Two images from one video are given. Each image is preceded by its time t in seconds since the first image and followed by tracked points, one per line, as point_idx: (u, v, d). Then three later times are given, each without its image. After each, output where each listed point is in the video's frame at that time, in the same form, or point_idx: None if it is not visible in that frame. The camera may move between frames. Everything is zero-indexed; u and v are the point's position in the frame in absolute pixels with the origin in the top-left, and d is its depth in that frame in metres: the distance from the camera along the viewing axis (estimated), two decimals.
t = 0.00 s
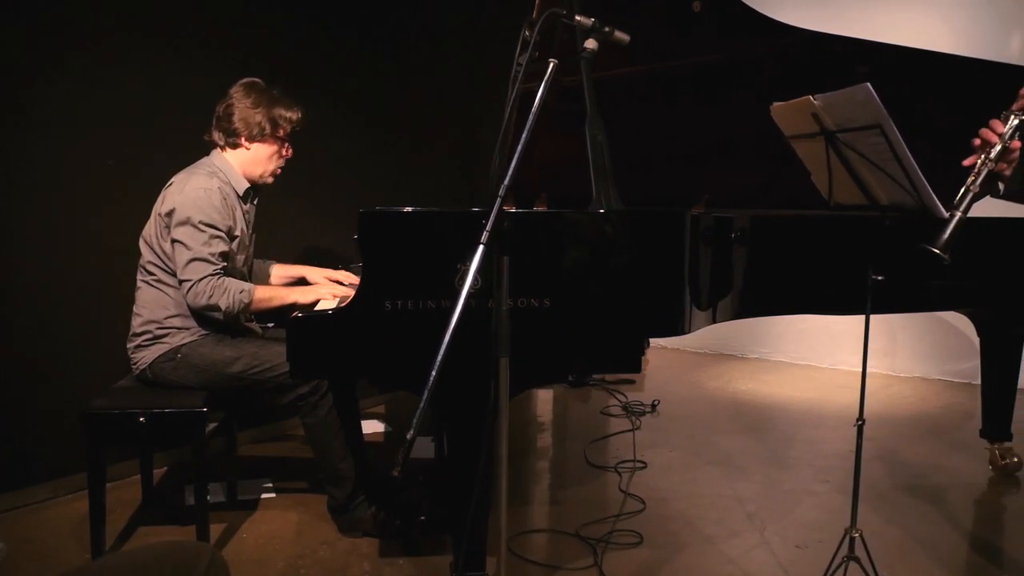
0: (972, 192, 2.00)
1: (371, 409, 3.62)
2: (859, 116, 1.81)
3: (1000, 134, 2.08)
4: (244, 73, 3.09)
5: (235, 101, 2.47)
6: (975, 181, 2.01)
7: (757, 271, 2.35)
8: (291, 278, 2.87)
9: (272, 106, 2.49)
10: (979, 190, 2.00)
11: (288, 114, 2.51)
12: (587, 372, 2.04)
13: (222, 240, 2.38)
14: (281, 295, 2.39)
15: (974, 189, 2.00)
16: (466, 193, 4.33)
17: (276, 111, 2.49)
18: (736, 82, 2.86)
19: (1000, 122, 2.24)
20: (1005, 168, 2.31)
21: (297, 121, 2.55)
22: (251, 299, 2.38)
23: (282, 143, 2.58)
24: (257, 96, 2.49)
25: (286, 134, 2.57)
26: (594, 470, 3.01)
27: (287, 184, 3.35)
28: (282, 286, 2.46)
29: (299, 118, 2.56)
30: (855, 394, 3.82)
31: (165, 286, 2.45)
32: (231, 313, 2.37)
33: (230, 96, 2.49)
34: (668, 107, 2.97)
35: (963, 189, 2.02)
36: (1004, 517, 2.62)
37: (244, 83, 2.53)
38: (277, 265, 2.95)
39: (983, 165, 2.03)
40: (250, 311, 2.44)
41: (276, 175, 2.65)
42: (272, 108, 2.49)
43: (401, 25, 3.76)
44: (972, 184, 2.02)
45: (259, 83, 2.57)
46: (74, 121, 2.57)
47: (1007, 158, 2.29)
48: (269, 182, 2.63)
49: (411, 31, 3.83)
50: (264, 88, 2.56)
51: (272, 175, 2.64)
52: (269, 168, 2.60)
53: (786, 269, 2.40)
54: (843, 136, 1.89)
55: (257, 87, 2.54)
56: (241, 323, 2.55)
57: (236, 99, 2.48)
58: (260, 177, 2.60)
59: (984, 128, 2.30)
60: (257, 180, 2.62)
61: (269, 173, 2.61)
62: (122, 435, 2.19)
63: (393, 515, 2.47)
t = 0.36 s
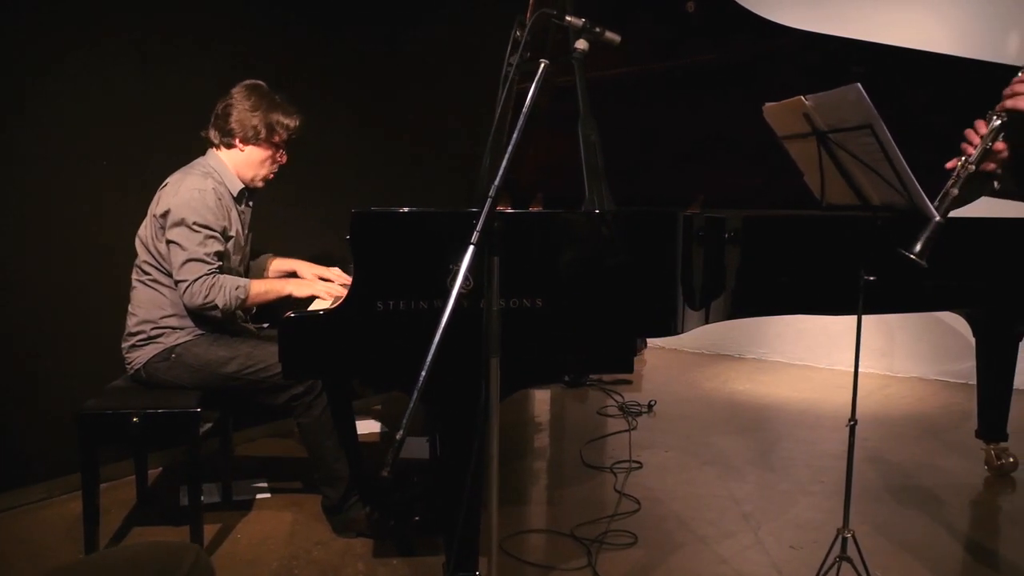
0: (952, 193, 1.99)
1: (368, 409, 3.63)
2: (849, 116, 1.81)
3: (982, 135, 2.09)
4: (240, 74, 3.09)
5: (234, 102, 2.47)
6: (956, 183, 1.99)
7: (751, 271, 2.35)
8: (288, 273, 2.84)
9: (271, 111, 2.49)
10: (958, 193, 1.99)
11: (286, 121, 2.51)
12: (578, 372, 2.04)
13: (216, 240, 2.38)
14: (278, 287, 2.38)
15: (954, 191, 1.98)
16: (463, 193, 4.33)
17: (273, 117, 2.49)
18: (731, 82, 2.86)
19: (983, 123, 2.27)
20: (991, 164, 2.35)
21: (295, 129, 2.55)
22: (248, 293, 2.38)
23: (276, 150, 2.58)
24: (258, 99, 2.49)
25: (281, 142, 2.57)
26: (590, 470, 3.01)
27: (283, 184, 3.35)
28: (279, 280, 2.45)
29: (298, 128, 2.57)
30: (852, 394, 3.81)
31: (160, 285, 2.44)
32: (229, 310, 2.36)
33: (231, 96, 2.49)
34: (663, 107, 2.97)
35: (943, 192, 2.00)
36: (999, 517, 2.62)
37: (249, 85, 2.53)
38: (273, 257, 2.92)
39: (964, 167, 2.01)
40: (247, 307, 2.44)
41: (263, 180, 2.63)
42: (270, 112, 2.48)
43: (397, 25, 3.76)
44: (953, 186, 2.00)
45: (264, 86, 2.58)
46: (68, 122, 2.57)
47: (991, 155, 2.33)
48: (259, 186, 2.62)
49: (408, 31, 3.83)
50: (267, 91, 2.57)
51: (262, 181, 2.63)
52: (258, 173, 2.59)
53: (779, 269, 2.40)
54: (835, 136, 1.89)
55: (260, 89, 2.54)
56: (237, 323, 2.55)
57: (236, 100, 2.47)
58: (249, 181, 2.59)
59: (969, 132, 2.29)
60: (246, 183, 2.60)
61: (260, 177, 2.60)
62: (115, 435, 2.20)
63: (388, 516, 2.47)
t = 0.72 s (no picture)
0: (935, 201, 2.05)
1: (363, 409, 3.63)
2: (839, 116, 1.81)
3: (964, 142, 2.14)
4: (236, 74, 3.10)
5: (231, 102, 2.47)
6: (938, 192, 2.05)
7: (743, 272, 2.35)
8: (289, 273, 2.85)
9: (268, 113, 2.49)
10: (941, 202, 2.05)
11: (283, 124, 2.52)
12: (570, 373, 2.04)
13: (212, 242, 2.38)
14: (271, 292, 2.39)
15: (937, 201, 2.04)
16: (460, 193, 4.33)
17: (270, 120, 2.49)
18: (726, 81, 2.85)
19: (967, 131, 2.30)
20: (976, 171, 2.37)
21: (291, 131, 2.56)
22: (243, 298, 2.39)
23: (271, 152, 2.58)
24: (254, 99, 2.49)
25: (276, 145, 2.57)
26: (585, 470, 3.00)
27: (278, 185, 3.35)
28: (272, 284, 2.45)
29: (294, 129, 2.57)
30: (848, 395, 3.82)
31: (155, 286, 2.45)
32: (223, 313, 2.37)
33: (229, 96, 2.49)
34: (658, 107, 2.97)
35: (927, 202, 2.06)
36: (995, 518, 2.61)
37: (249, 87, 2.53)
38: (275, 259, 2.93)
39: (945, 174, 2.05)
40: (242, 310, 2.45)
41: (258, 183, 2.63)
42: (266, 114, 2.48)
43: (394, 26, 3.77)
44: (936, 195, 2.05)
45: (263, 87, 2.58)
46: (64, 122, 2.58)
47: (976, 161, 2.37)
48: (253, 187, 2.62)
49: (405, 31, 3.83)
50: (265, 91, 2.57)
51: (255, 183, 2.63)
52: (253, 174, 2.59)
53: (771, 269, 2.40)
54: (825, 136, 1.89)
55: (258, 90, 2.54)
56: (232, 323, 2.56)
57: (233, 100, 2.47)
58: (244, 182, 2.59)
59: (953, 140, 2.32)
60: (243, 184, 2.60)
61: (254, 179, 2.60)
62: (108, 435, 2.20)
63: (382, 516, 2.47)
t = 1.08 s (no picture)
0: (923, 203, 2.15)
1: (358, 410, 3.63)
2: (828, 116, 1.81)
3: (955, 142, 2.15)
4: (229, 74, 3.10)
5: (220, 103, 2.48)
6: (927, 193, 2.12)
7: (735, 272, 2.35)
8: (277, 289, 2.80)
9: (256, 107, 2.50)
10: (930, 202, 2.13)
11: (272, 115, 2.52)
12: (562, 373, 2.03)
13: (204, 244, 2.38)
14: (264, 293, 2.41)
15: (927, 201, 2.12)
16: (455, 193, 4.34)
17: (259, 112, 2.49)
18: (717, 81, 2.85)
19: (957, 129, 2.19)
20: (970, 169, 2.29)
21: (281, 120, 2.56)
22: (236, 300, 2.38)
23: (266, 144, 2.58)
24: (240, 96, 2.50)
25: (271, 136, 2.57)
26: (579, 470, 3.00)
27: (272, 185, 3.36)
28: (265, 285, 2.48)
29: (284, 118, 2.58)
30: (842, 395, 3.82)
31: (148, 287, 2.45)
32: (217, 315, 2.36)
33: (214, 99, 2.50)
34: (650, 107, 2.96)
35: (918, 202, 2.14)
36: (988, 519, 2.60)
37: (230, 84, 2.54)
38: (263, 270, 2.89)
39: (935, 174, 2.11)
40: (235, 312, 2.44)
41: (262, 174, 2.65)
42: (254, 108, 2.49)
43: (387, 27, 3.77)
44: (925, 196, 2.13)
45: (244, 83, 2.58)
46: (56, 123, 2.58)
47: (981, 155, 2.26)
48: (255, 182, 2.64)
49: (399, 32, 3.84)
50: (248, 88, 2.57)
51: (259, 175, 2.64)
52: (255, 168, 2.60)
53: (763, 269, 2.40)
54: (815, 137, 1.89)
55: (241, 87, 2.54)
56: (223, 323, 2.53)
57: (221, 101, 2.49)
58: (245, 178, 2.60)
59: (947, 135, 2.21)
60: (242, 181, 2.62)
61: (253, 175, 2.61)
62: (100, 435, 2.20)
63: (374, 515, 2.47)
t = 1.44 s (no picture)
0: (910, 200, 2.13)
1: (348, 411, 3.63)
2: (813, 117, 1.81)
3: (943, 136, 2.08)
4: (217, 75, 3.10)
5: (203, 105, 2.48)
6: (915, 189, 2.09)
7: (722, 272, 2.36)
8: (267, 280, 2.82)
9: (239, 104, 2.50)
10: (916, 199, 2.09)
11: (255, 111, 2.52)
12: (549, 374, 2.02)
13: (191, 246, 2.37)
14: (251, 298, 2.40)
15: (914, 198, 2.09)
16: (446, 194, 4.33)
17: (242, 109, 2.49)
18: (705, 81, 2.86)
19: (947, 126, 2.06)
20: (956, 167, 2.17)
21: (265, 115, 2.56)
22: (223, 304, 2.37)
23: (255, 140, 2.57)
24: (222, 95, 2.50)
25: (258, 131, 2.56)
26: (569, 470, 3.00)
27: (261, 185, 3.35)
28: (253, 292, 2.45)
29: (267, 113, 2.58)
30: (832, 395, 3.82)
31: (135, 288, 2.44)
32: (202, 319, 2.36)
33: (198, 99, 2.49)
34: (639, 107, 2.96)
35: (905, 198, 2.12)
36: (976, 519, 2.61)
37: (209, 84, 2.53)
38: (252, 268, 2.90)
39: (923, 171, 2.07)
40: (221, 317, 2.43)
41: (254, 171, 2.65)
42: (238, 106, 2.49)
43: (377, 27, 3.77)
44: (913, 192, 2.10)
45: (222, 82, 2.57)
46: (43, 124, 2.58)
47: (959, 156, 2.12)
48: (248, 178, 2.63)
49: (389, 32, 3.83)
50: (225, 87, 2.56)
51: (251, 171, 2.63)
52: (246, 165, 2.59)
53: (750, 270, 2.40)
54: (800, 138, 1.89)
55: (218, 86, 2.53)
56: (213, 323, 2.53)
57: (204, 103, 2.48)
58: (237, 175, 2.59)
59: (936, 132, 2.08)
60: (234, 179, 2.60)
61: (245, 172, 2.60)
62: (87, 437, 2.20)
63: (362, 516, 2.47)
